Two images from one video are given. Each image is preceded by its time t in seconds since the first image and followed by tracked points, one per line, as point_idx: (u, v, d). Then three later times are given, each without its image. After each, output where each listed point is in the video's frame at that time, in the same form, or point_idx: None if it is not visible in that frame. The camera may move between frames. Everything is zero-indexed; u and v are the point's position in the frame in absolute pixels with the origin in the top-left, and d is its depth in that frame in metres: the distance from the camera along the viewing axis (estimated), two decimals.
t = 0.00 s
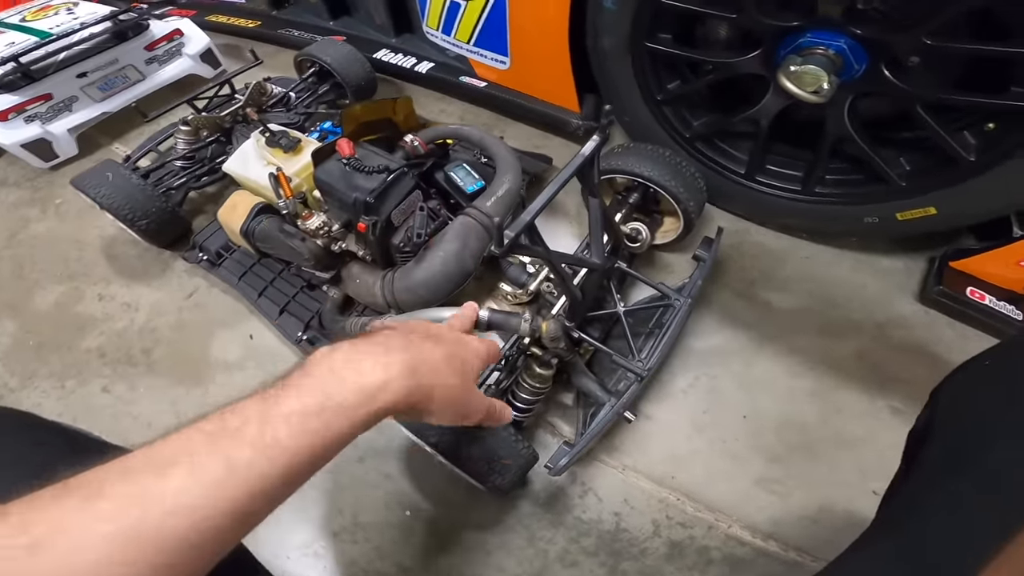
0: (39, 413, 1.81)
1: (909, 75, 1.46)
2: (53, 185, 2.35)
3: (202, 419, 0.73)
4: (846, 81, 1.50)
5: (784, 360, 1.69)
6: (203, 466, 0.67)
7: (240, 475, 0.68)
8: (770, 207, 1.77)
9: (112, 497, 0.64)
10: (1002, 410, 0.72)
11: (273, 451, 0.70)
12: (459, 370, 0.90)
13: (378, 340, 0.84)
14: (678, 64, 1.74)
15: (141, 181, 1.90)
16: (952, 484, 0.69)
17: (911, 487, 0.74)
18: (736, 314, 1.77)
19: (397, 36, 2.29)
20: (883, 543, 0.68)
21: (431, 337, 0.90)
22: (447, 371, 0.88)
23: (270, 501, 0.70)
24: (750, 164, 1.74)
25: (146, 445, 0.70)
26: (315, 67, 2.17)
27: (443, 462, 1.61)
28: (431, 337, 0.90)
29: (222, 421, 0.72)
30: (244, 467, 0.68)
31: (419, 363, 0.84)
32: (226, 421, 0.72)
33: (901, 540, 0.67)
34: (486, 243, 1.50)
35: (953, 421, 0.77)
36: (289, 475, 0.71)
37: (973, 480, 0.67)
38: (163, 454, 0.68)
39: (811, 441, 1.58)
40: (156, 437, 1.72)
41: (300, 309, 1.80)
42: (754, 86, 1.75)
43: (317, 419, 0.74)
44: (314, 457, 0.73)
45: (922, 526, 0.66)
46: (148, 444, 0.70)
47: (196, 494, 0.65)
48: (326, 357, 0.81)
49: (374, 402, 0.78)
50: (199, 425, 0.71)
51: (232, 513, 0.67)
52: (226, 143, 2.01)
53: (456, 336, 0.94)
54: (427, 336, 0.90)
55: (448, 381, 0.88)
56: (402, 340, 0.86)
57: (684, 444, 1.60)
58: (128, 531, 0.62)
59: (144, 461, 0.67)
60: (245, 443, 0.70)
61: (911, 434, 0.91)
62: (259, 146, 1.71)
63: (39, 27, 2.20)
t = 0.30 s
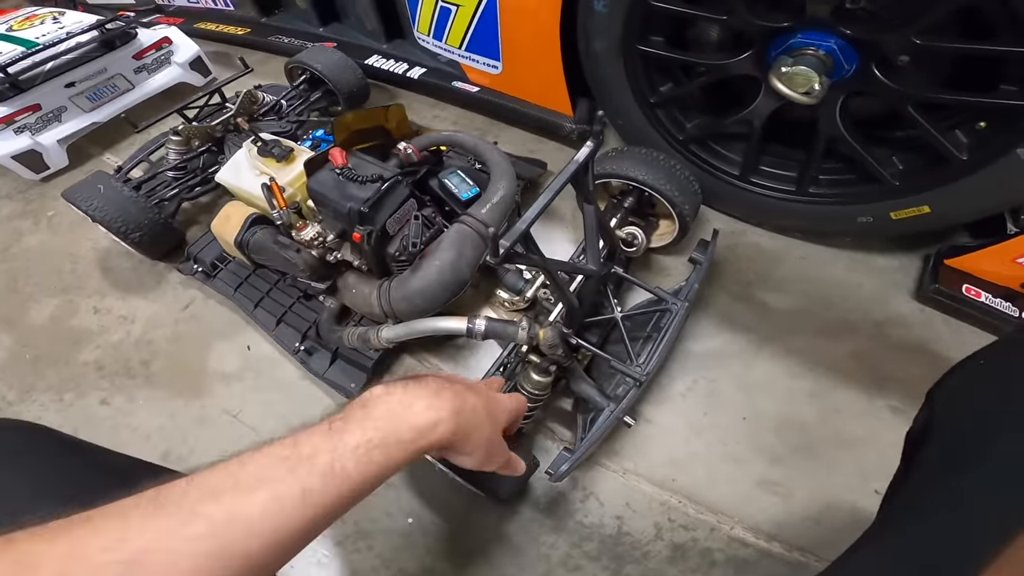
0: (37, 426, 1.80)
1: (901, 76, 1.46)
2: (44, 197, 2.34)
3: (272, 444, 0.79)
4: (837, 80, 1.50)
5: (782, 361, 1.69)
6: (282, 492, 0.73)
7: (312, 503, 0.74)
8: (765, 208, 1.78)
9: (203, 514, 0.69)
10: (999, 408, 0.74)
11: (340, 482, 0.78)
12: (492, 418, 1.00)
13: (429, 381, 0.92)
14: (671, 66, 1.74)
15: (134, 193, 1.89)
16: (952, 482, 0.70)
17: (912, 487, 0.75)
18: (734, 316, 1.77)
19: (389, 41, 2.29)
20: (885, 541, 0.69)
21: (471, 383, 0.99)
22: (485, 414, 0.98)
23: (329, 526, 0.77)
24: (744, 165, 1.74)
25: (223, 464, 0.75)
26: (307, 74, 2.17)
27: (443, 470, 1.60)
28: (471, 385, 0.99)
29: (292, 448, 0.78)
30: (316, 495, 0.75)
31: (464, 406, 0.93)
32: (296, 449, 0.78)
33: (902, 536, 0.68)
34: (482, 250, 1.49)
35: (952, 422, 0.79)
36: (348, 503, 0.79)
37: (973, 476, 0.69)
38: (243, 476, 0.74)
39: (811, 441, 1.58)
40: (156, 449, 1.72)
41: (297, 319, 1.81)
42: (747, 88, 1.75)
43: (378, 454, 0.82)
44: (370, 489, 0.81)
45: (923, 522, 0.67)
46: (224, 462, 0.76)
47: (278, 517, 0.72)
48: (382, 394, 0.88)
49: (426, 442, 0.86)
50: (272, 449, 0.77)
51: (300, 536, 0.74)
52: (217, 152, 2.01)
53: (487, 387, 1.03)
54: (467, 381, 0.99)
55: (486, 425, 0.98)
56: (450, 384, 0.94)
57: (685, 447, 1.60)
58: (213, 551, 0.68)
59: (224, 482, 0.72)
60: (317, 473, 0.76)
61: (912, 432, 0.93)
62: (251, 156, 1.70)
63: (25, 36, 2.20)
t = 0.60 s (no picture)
0: (34, 438, 1.79)
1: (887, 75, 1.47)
2: (36, 207, 2.32)
3: (241, 467, 0.79)
4: (829, 82, 1.49)
5: (779, 363, 1.69)
6: (243, 523, 0.73)
7: (277, 532, 0.74)
8: (759, 210, 1.78)
9: (153, 547, 0.70)
10: (991, 410, 0.74)
11: (311, 508, 0.77)
12: (505, 417, 0.95)
13: (420, 388, 0.89)
14: (663, 69, 1.73)
15: (125, 205, 1.88)
16: (947, 486, 0.70)
17: (907, 491, 0.75)
18: (730, 319, 1.77)
19: (380, 46, 2.28)
20: (877, 546, 0.69)
21: (477, 381, 0.94)
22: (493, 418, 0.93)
23: (301, 551, 0.78)
24: (738, 167, 1.74)
25: (189, 488, 0.77)
26: (298, 81, 2.16)
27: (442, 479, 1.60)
28: (478, 381, 0.94)
29: (260, 473, 0.78)
30: (281, 525, 0.74)
31: (462, 413, 0.89)
32: (264, 474, 0.78)
33: (894, 541, 0.68)
34: (476, 259, 1.49)
35: (948, 425, 0.78)
36: (322, 527, 0.78)
37: (967, 480, 0.69)
38: (201, 505, 0.74)
39: (809, 443, 1.58)
40: (154, 461, 1.71)
41: (292, 330, 1.80)
42: (739, 89, 1.75)
43: (356, 475, 0.80)
44: (349, 511, 0.80)
45: (916, 528, 0.67)
46: (188, 488, 0.77)
47: (235, 548, 0.72)
48: (368, 407, 0.86)
49: (415, 456, 0.84)
50: (239, 474, 0.77)
51: (264, 566, 0.74)
52: (208, 161, 1.99)
53: (501, 381, 0.98)
54: (473, 379, 0.94)
55: (495, 428, 0.93)
56: (447, 388, 0.90)
57: (682, 451, 1.60)
58: None
59: (183, 510, 0.73)
60: (284, 500, 0.76)
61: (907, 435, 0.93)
62: (242, 165, 1.69)
63: (12, 44, 2.20)
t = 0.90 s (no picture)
0: (33, 443, 1.78)
1: (893, 75, 1.44)
2: (34, 211, 2.31)
3: (250, 471, 0.78)
4: (834, 83, 1.47)
5: (783, 367, 1.67)
6: (255, 524, 0.72)
7: (289, 533, 0.73)
8: (763, 212, 1.76)
9: (167, 550, 0.69)
10: (998, 418, 0.74)
11: (320, 510, 0.75)
12: (500, 428, 0.94)
13: (425, 394, 0.87)
14: (665, 69, 1.71)
15: (122, 209, 1.86)
16: (954, 494, 0.70)
17: (916, 500, 0.76)
18: (734, 322, 1.75)
19: (378, 47, 2.26)
20: (890, 557, 0.70)
21: (475, 394, 0.92)
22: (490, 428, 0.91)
23: (310, 554, 0.76)
24: (741, 169, 1.72)
25: (199, 493, 0.75)
26: (296, 82, 2.14)
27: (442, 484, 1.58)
28: (475, 396, 0.92)
29: (269, 476, 0.77)
30: (292, 526, 0.73)
31: (464, 420, 0.87)
32: (274, 477, 0.77)
33: (904, 551, 0.69)
34: (476, 263, 1.46)
35: (954, 430, 0.80)
36: (331, 530, 0.77)
37: (973, 487, 0.69)
38: (215, 507, 0.73)
39: (814, 447, 1.56)
40: (153, 467, 1.69)
41: (291, 335, 1.78)
42: (742, 90, 1.73)
43: (364, 478, 0.78)
44: (355, 515, 0.78)
45: (923, 536, 0.69)
46: (199, 492, 0.76)
47: (247, 550, 0.70)
48: (374, 412, 0.84)
49: (419, 461, 0.82)
50: (249, 478, 0.76)
51: (276, 568, 0.72)
52: (205, 164, 1.97)
53: (495, 397, 0.96)
54: (471, 392, 0.92)
55: (492, 437, 0.91)
56: (449, 395, 0.88)
57: (686, 456, 1.58)
58: None
59: (195, 513, 0.72)
60: (295, 502, 0.74)
61: (914, 441, 0.94)
62: (240, 168, 1.67)
63: (8, 46, 2.18)
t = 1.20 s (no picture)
0: (32, 449, 1.75)
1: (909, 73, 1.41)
2: (32, 213, 2.28)
3: (238, 482, 0.76)
4: (846, 81, 1.44)
5: (794, 370, 1.64)
6: (243, 539, 0.70)
7: (278, 548, 0.71)
8: (772, 212, 1.72)
9: (153, 565, 0.67)
10: None
11: (311, 523, 0.73)
12: (503, 427, 0.89)
13: (419, 397, 0.84)
14: (671, 67, 1.68)
15: (120, 211, 1.83)
16: (982, 508, 0.69)
17: (942, 509, 0.76)
18: (743, 324, 1.72)
19: (379, 46, 2.24)
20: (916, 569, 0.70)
21: (474, 393, 0.88)
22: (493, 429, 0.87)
23: (303, 567, 0.74)
24: (750, 169, 1.69)
25: (186, 505, 0.73)
26: (296, 82, 2.11)
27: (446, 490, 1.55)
28: (475, 394, 0.88)
29: (258, 488, 0.75)
30: (282, 540, 0.71)
31: (462, 422, 0.83)
32: (262, 489, 0.75)
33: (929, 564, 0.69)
34: (480, 265, 1.43)
35: (982, 443, 0.76)
36: (324, 542, 0.74)
37: (998, 498, 0.68)
38: (200, 522, 0.71)
39: (827, 451, 1.52)
40: (153, 473, 1.66)
41: (292, 338, 1.75)
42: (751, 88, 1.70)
43: (357, 487, 0.76)
44: (350, 526, 0.76)
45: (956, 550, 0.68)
46: (186, 504, 0.73)
47: (235, 565, 0.68)
48: (367, 418, 0.82)
49: (415, 468, 0.79)
50: (237, 490, 0.74)
51: None
52: (204, 165, 1.94)
53: (496, 395, 0.91)
54: (470, 391, 0.88)
55: (495, 440, 0.87)
56: (446, 396, 0.85)
57: (695, 461, 1.55)
58: None
59: (180, 528, 0.70)
60: (284, 515, 0.72)
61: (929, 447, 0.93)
62: (239, 169, 1.64)
63: (5, 46, 2.16)
